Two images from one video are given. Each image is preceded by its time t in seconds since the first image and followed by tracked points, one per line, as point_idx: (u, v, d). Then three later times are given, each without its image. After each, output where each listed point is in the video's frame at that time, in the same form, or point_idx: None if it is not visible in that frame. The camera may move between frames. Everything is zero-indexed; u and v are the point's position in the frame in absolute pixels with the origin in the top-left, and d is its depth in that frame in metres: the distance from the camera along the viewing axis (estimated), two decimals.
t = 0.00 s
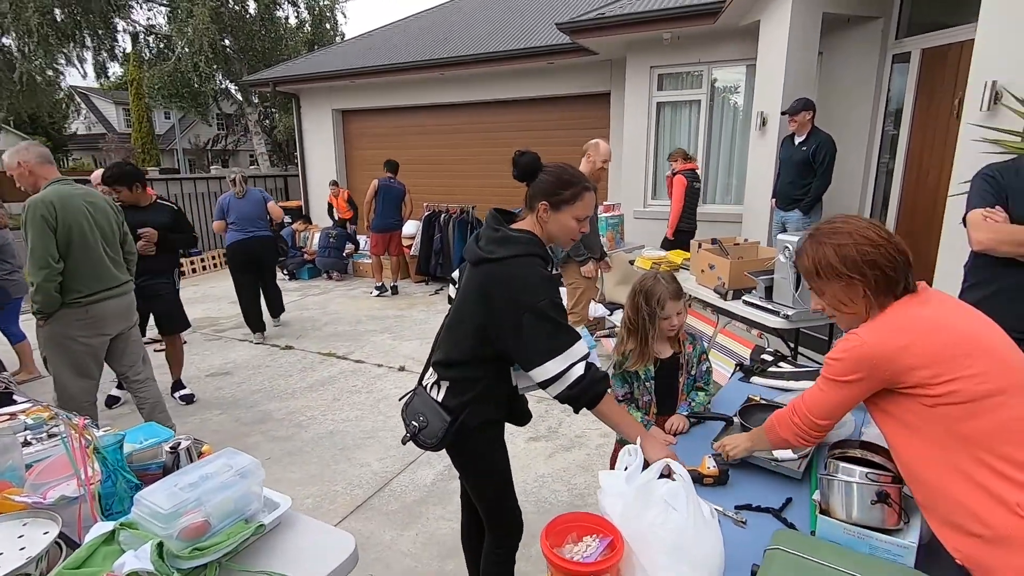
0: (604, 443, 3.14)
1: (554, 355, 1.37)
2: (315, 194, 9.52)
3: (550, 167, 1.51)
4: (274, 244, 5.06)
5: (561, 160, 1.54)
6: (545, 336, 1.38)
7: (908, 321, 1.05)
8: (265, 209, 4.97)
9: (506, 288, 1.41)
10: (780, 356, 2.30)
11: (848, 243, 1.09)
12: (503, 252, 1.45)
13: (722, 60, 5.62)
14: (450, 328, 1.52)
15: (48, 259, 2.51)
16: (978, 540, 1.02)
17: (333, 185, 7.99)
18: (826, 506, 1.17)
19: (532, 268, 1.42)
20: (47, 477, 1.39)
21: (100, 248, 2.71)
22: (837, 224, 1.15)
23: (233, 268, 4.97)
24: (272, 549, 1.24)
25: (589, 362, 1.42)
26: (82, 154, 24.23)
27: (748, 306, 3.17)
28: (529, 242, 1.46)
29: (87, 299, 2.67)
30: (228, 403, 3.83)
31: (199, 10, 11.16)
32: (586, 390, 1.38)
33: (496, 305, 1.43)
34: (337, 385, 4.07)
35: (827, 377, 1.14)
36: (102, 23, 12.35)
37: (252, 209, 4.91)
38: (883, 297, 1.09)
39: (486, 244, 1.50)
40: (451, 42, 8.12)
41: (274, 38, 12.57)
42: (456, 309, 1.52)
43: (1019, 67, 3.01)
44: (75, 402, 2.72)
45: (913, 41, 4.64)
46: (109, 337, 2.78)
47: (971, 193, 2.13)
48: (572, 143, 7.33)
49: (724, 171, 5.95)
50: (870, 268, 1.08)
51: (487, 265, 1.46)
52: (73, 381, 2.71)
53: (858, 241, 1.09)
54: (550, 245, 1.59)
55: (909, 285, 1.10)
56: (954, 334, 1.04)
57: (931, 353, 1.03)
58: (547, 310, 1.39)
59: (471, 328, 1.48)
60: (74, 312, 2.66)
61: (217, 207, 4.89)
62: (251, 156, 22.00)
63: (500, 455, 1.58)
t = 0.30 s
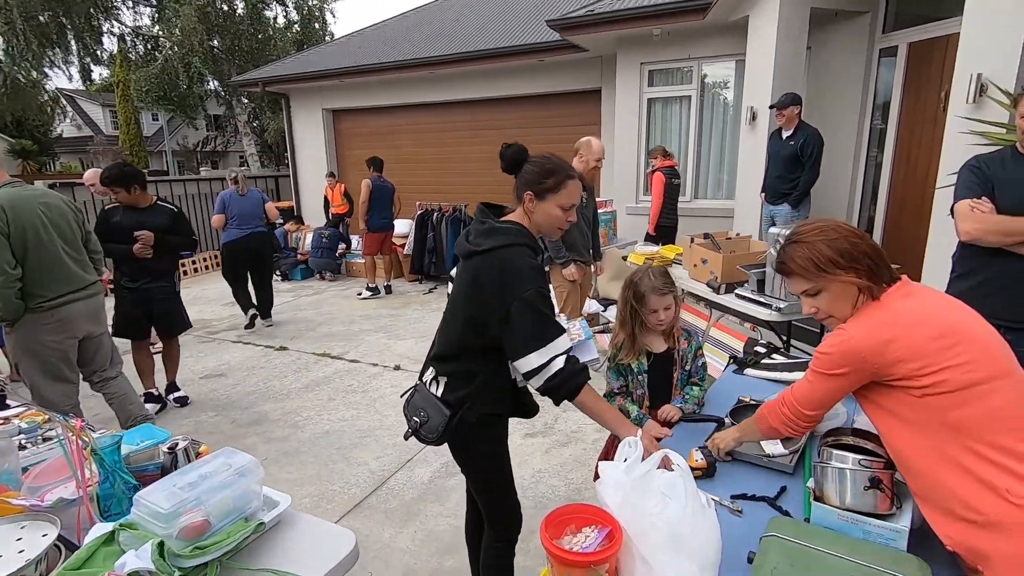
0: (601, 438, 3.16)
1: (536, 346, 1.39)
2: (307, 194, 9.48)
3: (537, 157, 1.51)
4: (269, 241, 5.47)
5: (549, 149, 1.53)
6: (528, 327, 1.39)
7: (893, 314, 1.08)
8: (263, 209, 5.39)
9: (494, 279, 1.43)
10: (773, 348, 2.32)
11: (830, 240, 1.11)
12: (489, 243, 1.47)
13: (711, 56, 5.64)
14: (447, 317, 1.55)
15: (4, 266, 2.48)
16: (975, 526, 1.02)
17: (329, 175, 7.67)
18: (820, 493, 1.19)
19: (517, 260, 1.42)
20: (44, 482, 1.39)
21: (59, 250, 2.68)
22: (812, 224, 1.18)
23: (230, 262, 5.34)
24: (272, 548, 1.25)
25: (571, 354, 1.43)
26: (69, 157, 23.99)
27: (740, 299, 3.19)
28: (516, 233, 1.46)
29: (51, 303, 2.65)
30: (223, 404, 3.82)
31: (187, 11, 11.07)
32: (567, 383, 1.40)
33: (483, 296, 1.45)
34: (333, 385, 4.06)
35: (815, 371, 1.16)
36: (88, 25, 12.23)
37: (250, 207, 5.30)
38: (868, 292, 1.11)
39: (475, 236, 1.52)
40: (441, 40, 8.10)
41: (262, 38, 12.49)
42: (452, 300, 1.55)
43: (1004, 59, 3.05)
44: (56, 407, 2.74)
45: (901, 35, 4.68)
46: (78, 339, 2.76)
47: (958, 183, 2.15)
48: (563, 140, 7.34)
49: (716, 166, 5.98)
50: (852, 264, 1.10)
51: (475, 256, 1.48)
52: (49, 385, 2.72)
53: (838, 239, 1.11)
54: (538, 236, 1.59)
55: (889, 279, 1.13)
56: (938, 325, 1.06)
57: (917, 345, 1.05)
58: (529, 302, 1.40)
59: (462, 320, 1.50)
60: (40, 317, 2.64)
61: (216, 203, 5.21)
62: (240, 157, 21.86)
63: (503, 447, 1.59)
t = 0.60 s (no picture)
0: (591, 434, 3.15)
1: (456, 331, 1.45)
2: (289, 195, 9.36)
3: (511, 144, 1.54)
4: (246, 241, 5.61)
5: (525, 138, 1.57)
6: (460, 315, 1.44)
7: (934, 301, 0.99)
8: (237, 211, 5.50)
9: (453, 266, 1.49)
10: (760, 341, 2.34)
11: (839, 222, 1.02)
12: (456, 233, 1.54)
13: (692, 52, 5.68)
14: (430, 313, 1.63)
15: None
16: (973, 526, 1.01)
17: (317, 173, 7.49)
18: (813, 484, 1.20)
19: (474, 247, 1.46)
20: (22, 494, 1.36)
21: (17, 254, 2.61)
22: (815, 207, 1.09)
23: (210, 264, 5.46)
24: (262, 555, 1.22)
25: (490, 345, 1.45)
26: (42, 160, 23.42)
27: (727, 293, 3.21)
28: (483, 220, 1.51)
29: (13, 309, 2.57)
30: (207, 410, 3.75)
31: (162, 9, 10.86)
32: (473, 374, 1.44)
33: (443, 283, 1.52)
34: (320, 387, 4.02)
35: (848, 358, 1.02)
36: (59, 25, 11.94)
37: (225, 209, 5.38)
38: (878, 278, 1.04)
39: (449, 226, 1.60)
40: (423, 38, 8.05)
41: (240, 37, 12.30)
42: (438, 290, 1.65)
43: (979, 54, 3.11)
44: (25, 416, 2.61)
45: (878, 30, 4.75)
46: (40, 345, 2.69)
47: (939, 176, 2.19)
48: (547, 137, 7.34)
49: (699, 161, 6.02)
50: (865, 247, 1.02)
51: (444, 245, 1.56)
52: (13, 395, 2.61)
53: (848, 220, 1.02)
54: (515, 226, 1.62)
55: (903, 265, 1.06)
56: (976, 318, 0.99)
57: (960, 338, 0.97)
58: (472, 290, 1.43)
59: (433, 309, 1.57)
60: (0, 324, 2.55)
61: (192, 208, 5.29)
62: (220, 158, 21.52)
63: (501, 443, 1.61)
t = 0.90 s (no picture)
0: (574, 432, 3.15)
1: (418, 320, 1.48)
2: (259, 196, 9.14)
3: (482, 143, 1.64)
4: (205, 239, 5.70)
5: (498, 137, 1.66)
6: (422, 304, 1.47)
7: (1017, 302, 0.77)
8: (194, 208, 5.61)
9: (421, 256, 1.56)
10: (742, 336, 2.36)
11: (880, 209, 0.79)
12: (426, 228, 1.62)
13: (665, 50, 5.72)
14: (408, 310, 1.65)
15: None
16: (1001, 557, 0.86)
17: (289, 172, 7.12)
18: (805, 479, 1.19)
19: (441, 238, 1.52)
20: None
21: None
22: (848, 184, 0.85)
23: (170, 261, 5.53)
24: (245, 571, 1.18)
25: (444, 336, 1.46)
26: None
27: (705, 289, 3.25)
28: (452, 214, 1.59)
29: None
30: (178, 419, 3.62)
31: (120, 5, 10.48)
32: (433, 364, 1.46)
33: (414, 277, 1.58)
34: (296, 393, 3.92)
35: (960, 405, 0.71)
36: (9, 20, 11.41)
37: (179, 207, 5.48)
38: (923, 277, 0.82)
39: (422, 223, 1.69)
40: (394, 36, 7.94)
41: (204, 34, 11.95)
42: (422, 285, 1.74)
43: (943, 52, 3.20)
44: None
45: (845, 29, 4.87)
46: None
47: (910, 171, 2.24)
48: (522, 135, 7.32)
49: (674, 159, 6.08)
50: (915, 241, 0.79)
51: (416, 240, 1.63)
52: None
53: (892, 207, 0.79)
54: (487, 222, 1.68)
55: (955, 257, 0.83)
56: None
57: None
58: (436, 279, 1.47)
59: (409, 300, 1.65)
60: None
61: (147, 208, 5.41)
62: (185, 159, 20.91)
63: (494, 444, 1.61)
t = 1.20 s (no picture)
0: (557, 432, 3.13)
1: (407, 325, 1.43)
2: (221, 198, 8.83)
3: (461, 139, 1.60)
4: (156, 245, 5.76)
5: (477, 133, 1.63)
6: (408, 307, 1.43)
7: None
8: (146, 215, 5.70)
9: (404, 258, 1.52)
10: (725, 331, 2.38)
11: (914, 211, 0.77)
12: (406, 231, 1.57)
13: (635, 50, 5.77)
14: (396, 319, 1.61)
15: None
16: None
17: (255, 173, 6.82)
18: (806, 473, 1.20)
19: (423, 238, 1.48)
20: None
21: None
22: (894, 175, 0.82)
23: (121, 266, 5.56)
24: None
25: (439, 339, 1.41)
26: None
27: (683, 286, 3.27)
28: (432, 214, 1.55)
29: None
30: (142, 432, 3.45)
31: None
32: (427, 371, 1.42)
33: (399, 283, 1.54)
34: (268, 401, 3.79)
35: None
36: None
37: (132, 213, 5.59)
38: (980, 284, 0.77)
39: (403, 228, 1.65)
40: (360, 34, 7.78)
41: (158, 30, 11.49)
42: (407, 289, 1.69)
43: (904, 52, 3.31)
44: None
45: (808, 30, 5.00)
46: None
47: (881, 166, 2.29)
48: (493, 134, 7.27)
49: (645, 157, 6.14)
50: (961, 247, 0.74)
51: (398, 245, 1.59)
52: None
53: (934, 210, 0.75)
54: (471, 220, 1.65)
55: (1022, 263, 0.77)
56: None
57: None
58: (421, 279, 1.42)
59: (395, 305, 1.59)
60: None
61: (99, 213, 5.50)
62: (139, 161, 20.08)
63: (488, 446, 1.56)
